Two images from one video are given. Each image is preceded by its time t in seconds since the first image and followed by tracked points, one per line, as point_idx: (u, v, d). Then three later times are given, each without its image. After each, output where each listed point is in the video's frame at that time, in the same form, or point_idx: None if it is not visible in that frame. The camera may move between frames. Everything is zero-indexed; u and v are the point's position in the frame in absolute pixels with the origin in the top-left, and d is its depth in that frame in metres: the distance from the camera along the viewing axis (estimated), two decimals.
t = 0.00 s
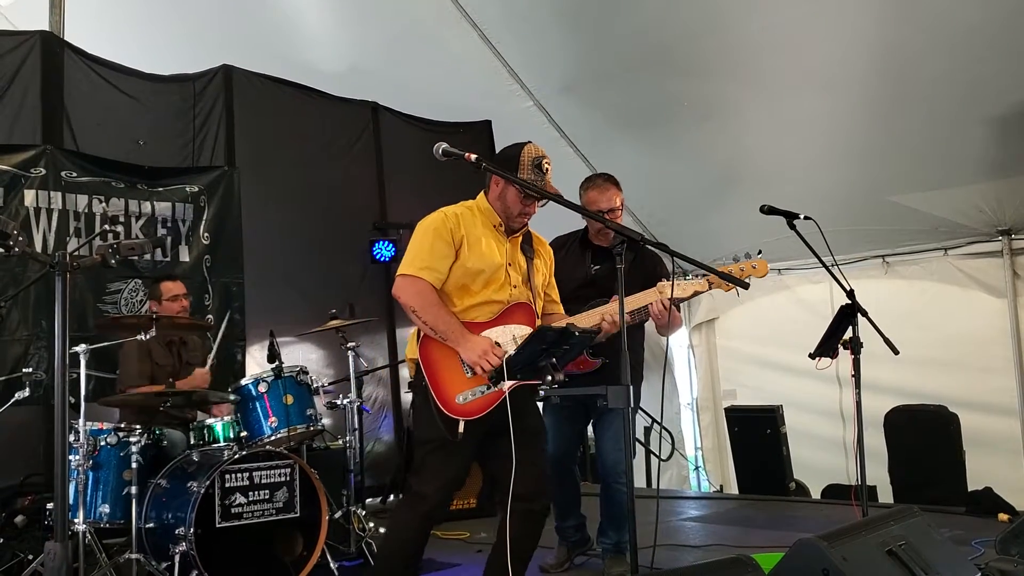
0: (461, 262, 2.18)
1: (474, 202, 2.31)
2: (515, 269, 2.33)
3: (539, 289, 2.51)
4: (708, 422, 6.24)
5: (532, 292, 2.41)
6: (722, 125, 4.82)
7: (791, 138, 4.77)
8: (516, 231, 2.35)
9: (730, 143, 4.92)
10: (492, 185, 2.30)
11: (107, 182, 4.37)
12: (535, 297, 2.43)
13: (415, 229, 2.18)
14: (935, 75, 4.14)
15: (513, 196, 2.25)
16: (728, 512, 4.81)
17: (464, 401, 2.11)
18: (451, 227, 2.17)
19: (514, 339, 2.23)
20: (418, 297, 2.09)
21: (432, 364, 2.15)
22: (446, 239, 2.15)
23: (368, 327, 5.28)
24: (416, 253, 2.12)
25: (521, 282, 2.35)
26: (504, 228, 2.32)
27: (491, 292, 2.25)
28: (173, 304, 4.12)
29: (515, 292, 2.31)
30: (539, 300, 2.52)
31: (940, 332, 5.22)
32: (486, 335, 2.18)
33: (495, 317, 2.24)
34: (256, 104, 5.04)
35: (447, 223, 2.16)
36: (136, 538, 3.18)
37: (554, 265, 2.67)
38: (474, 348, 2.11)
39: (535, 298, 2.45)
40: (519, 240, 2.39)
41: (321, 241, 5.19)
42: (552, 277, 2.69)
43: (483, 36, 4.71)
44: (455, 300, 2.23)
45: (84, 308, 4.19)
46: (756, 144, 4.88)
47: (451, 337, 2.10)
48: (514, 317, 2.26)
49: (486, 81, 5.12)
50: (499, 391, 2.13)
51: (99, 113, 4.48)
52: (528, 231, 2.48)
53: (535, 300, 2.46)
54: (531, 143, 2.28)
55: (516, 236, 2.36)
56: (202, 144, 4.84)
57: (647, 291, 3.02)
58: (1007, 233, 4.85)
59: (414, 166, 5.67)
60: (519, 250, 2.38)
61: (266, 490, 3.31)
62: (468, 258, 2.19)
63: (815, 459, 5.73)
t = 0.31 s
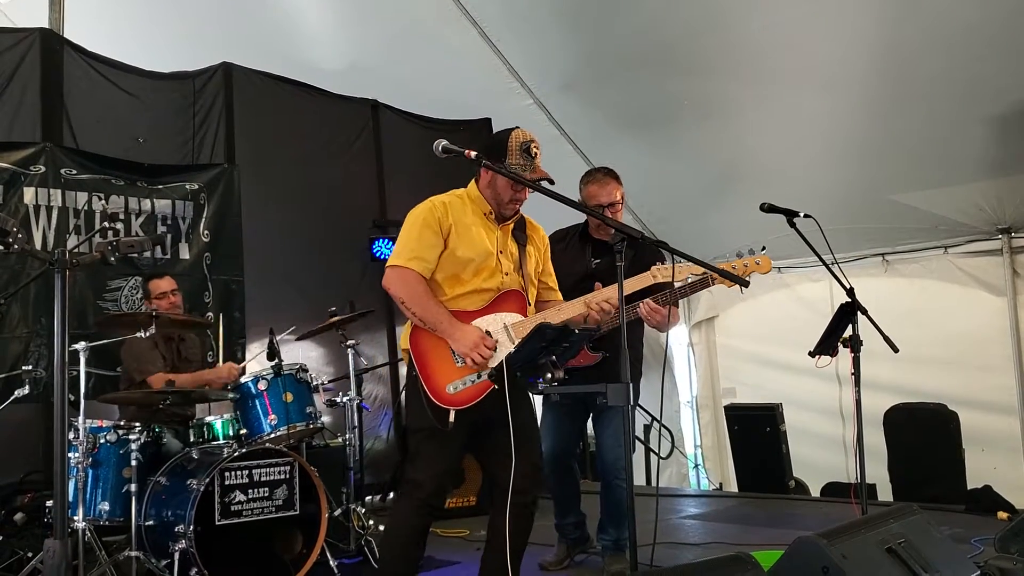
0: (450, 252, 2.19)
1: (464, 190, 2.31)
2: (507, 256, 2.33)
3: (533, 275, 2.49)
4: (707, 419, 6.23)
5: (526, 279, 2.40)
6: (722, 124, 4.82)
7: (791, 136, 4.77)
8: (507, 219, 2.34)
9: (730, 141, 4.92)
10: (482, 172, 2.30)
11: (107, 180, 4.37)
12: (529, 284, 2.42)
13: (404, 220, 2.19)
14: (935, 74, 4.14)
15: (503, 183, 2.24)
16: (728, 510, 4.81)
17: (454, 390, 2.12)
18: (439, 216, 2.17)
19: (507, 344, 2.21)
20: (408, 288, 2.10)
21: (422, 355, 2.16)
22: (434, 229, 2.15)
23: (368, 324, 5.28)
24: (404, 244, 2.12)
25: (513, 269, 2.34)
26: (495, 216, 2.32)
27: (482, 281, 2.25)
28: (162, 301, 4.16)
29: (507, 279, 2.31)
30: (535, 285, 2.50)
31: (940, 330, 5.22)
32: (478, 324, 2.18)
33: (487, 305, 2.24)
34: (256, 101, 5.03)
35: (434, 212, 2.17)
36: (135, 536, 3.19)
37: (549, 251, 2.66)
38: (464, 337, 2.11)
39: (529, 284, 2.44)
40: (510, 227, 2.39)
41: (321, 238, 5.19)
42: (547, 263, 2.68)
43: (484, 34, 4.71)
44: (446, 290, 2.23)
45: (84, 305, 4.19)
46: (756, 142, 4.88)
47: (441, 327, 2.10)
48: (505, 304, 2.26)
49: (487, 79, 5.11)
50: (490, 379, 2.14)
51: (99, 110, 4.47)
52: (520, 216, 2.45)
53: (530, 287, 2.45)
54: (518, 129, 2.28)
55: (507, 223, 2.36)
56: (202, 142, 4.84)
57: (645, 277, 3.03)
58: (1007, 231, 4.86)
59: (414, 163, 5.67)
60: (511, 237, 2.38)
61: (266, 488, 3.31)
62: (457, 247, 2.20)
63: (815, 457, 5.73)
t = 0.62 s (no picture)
0: (439, 262, 2.19)
1: (451, 198, 2.28)
2: (496, 263, 2.34)
3: (525, 280, 2.49)
4: (707, 419, 6.23)
5: (518, 285, 2.41)
6: (722, 123, 4.82)
7: (791, 136, 4.77)
8: (495, 224, 2.32)
9: (729, 141, 4.92)
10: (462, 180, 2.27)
11: (107, 178, 4.37)
12: (522, 290, 2.43)
13: (393, 231, 2.19)
14: (935, 74, 4.14)
15: (478, 193, 2.20)
16: (727, 509, 4.81)
17: (447, 397, 2.14)
18: (427, 226, 2.16)
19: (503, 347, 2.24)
20: (397, 299, 2.10)
21: (415, 363, 2.19)
22: (423, 240, 2.15)
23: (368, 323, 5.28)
24: (393, 255, 2.13)
25: (503, 276, 2.36)
26: (480, 224, 2.30)
27: (472, 290, 2.26)
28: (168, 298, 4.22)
29: (497, 286, 2.32)
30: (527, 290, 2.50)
31: (940, 329, 5.22)
32: (468, 332, 2.21)
33: (477, 314, 2.26)
34: (255, 100, 5.03)
35: (423, 222, 2.16)
36: (134, 535, 3.18)
37: (541, 255, 2.66)
38: (454, 346, 2.12)
39: (521, 290, 2.44)
40: (500, 234, 2.38)
41: (320, 237, 5.19)
42: (540, 265, 2.68)
43: (484, 33, 4.70)
44: (436, 299, 2.24)
45: (83, 304, 4.19)
46: (756, 142, 4.88)
47: (431, 335, 2.12)
48: (495, 312, 2.28)
49: (487, 78, 5.11)
50: (482, 385, 2.16)
51: (98, 109, 4.47)
52: (512, 223, 2.44)
53: (522, 292, 2.45)
54: (495, 135, 2.20)
55: (496, 229, 2.35)
56: (202, 140, 4.84)
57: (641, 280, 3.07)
58: (1006, 230, 4.87)
59: (414, 162, 5.67)
60: (500, 244, 2.38)
61: (265, 487, 3.31)
62: (445, 258, 2.19)
63: (814, 456, 5.73)
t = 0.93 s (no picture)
0: (439, 255, 2.20)
1: (454, 194, 2.30)
2: (499, 258, 2.33)
3: (528, 276, 2.49)
4: (705, 417, 6.23)
5: (520, 280, 2.40)
6: (721, 122, 4.82)
7: (790, 135, 4.77)
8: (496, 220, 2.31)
9: (728, 139, 4.92)
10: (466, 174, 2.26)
11: (105, 177, 4.37)
12: (524, 286, 2.42)
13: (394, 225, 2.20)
14: (934, 73, 4.14)
15: (479, 188, 2.19)
16: (725, 508, 4.82)
17: (444, 391, 2.13)
18: (428, 220, 2.18)
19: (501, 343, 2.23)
20: (396, 290, 2.11)
21: (414, 356, 2.17)
22: (423, 234, 2.16)
23: (366, 322, 5.28)
24: (393, 249, 2.14)
25: (505, 271, 2.35)
26: (479, 218, 2.28)
27: (473, 283, 2.25)
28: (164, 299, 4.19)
29: (499, 281, 2.31)
30: (529, 286, 2.50)
31: (938, 329, 5.23)
32: (468, 326, 2.19)
33: (478, 308, 2.25)
34: (254, 99, 5.03)
35: (423, 216, 2.17)
36: (132, 533, 3.19)
37: (544, 251, 2.65)
38: (453, 338, 2.11)
39: (523, 286, 2.43)
40: (502, 230, 2.38)
41: (319, 236, 5.19)
42: (542, 262, 2.68)
43: (482, 32, 4.70)
44: (437, 293, 2.24)
45: (80, 303, 4.18)
46: (754, 141, 4.88)
47: (429, 327, 2.11)
48: (495, 307, 2.27)
49: (485, 77, 5.11)
50: (481, 380, 2.15)
51: (95, 107, 4.47)
52: (515, 219, 2.44)
53: (524, 288, 2.45)
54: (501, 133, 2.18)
55: (499, 224, 2.36)
56: (200, 139, 4.84)
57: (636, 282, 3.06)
58: (1004, 229, 4.88)
59: (412, 161, 5.67)
60: (502, 239, 2.37)
61: (262, 486, 3.31)
62: (446, 252, 2.20)
63: (812, 455, 5.74)
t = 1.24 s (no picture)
0: (438, 259, 2.20)
1: (452, 201, 2.30)
2: (497, 260, 2.32)
3: (527, 279, 2.49)
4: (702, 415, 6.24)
5: (519, 283, 2.40)
6: (718, 119, 4.81)
7: (787, 132, 4.77)
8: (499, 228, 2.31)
9: (725, 137, 4.92)
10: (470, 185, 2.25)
11: (101, 175, 4.37)
12: (523, 287, 2.43)
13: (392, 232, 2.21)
14: (931, 70, 4.14)
15: (489, 196, 2.20)
16: (722, 505, 4.82)
17: (448, 392, 2.12)
18: (425, 226, 2.18)
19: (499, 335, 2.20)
20: (396, 295, 2.11)
21: (416, 359, 2.17)
22: (420, 239, 2.16)
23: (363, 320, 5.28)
24: (392, 255, 2.14)
25: (504, 273, 2.34)
26: (484, 223, 2.29)
27: (473, 286, 2.25)
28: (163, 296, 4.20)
29: (499, 283, 2.30)
30: (529, 288, 2.51)
31: (934, 326, 5.24)
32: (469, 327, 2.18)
33: (478, 310, 2.24)
34: (250, 96, 5.01)
35: (420, 222, 2.18)
36: (128, 530, 3.19)
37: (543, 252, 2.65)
38: (453, 339, 2.09)
39: (523, 288, 2.43)
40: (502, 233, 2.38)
41: (316, 233, 5.18)
42: (541, 263, 2.68)
43: (478, 29, 4.70)
44: (437, 296, 2.24)
45: (76, 301, 4.18)
46: (752, 138, 4.88)
47: (430, 330, 2.10)
48: (497, 309, 2.26)
49: (482, 75, 5.10)
50: (484, 380, 2.14)
51: (91, 104, 4.45)
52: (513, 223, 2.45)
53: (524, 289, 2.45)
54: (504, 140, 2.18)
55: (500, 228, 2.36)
56: (196, 136, 4.83)
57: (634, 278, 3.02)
58: (1000, 227, 4.89)
59: (409, 158, 5.66)
60: (503, 242, 2.37)
61: (259, 483, 3.31)
62: (445, 256, 2.20)
63: (809, 453, 5.74)
